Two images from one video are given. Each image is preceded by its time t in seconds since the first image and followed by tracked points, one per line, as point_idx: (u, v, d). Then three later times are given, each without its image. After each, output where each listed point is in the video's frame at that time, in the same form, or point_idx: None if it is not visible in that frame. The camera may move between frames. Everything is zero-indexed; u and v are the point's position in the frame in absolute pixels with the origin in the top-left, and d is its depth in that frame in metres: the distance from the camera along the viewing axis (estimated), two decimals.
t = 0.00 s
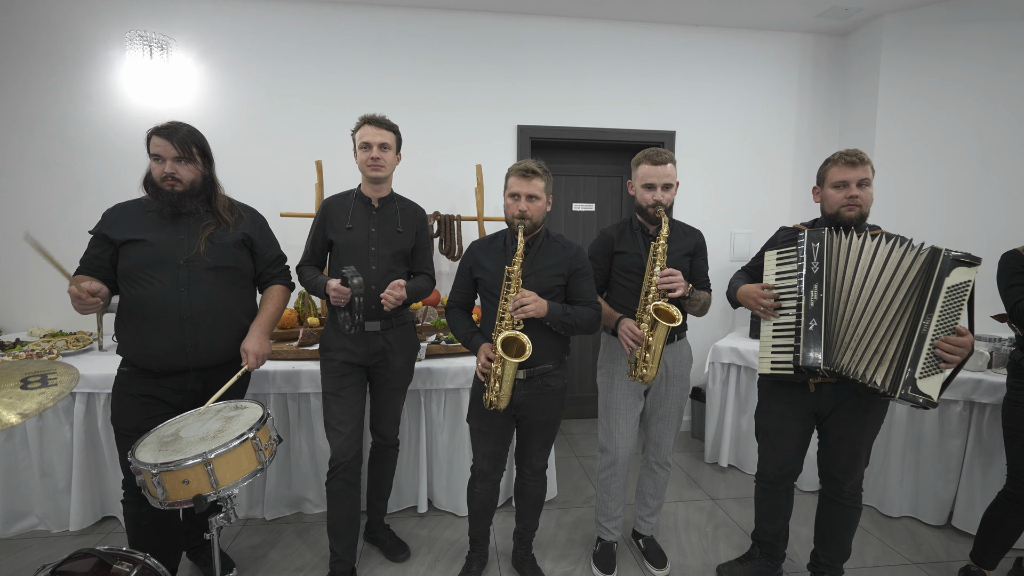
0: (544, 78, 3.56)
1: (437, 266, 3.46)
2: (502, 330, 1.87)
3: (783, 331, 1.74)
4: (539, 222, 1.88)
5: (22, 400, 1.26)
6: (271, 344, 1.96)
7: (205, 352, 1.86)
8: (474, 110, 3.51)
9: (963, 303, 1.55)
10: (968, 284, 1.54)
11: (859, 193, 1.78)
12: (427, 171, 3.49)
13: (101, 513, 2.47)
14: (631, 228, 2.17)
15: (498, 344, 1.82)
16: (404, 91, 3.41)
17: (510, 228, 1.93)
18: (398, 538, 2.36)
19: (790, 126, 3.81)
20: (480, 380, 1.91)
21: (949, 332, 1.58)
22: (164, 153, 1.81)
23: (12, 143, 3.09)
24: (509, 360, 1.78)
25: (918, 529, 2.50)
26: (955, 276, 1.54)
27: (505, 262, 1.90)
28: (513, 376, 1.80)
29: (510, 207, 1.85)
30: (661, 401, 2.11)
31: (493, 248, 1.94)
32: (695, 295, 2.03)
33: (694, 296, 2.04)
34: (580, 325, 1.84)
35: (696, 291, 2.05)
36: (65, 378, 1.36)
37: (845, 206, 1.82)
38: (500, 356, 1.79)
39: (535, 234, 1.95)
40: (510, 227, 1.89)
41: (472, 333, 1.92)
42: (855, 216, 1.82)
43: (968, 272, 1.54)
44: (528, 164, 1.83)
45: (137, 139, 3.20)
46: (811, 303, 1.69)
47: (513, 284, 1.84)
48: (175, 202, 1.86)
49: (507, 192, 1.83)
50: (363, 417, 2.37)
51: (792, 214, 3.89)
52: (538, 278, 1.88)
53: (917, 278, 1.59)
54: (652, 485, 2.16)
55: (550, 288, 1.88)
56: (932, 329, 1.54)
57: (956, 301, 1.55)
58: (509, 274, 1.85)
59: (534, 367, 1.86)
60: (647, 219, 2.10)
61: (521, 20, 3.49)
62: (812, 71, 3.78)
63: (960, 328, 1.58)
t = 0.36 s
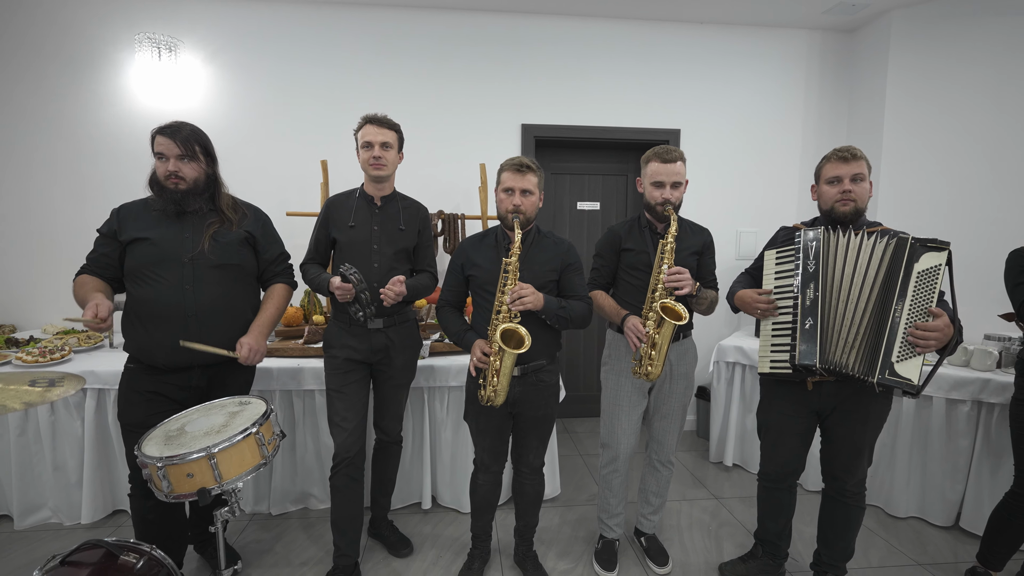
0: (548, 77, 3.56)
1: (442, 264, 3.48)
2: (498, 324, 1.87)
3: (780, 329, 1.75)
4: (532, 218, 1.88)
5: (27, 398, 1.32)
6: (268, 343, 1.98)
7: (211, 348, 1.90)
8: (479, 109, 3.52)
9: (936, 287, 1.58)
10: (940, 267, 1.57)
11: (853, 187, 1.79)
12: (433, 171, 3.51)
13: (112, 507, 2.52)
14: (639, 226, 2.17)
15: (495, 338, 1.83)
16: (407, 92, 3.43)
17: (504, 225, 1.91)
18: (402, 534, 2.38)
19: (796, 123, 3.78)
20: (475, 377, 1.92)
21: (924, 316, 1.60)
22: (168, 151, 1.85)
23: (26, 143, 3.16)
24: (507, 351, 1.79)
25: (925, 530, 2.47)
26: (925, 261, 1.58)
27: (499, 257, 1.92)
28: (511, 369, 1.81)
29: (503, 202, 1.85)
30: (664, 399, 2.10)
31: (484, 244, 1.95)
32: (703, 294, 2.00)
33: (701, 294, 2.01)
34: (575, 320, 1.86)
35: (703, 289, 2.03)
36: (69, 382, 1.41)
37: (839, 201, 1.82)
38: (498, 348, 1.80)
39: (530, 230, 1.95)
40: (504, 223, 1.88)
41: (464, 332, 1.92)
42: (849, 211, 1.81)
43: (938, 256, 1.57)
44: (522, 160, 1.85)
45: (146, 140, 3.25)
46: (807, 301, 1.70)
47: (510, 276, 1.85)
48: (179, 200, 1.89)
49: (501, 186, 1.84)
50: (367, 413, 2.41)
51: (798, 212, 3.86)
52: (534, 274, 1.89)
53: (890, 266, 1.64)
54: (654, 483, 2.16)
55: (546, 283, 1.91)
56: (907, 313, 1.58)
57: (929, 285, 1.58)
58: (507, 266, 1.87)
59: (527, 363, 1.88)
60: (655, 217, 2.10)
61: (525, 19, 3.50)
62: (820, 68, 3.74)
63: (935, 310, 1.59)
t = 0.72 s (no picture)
0: (555, 75, 3.55)
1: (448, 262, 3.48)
2: (490, 319, 1.86)
3: (783, 329, 1.77)
4: (525, 214, 1.87)
5: (42, 385, 1.31)
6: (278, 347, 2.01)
7: (215, 345, 1.92)
8: (485, 107, 3.52)
9: (923, 278, 1.57)
10: (927, 258, 1.57)
11: (853, 184, 1.77)
12: (440, 169, 3.52)
13: (122, 500, 2.56)
14: (644, 224, 2.15)
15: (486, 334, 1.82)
16: (414, 91, 3.44)
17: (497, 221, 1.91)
18: (406, 530, 2.39)
19: (807, 121, 3.74)
20: (468, 374, 1.91)
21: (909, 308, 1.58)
22: (175, 150, 1.86)
23: (41, 142, 3.22)
24: (499, 347, 1.78)
25: (936, 533, 2.43)
26: (910, 251, 1.60)
27: (492, 254, 1.91)
28: (503, 365, 1.80)
29: (497, 198, 1.84)
30: (668, 399, 2.08)
31: (478, 241, 1.95)
32: (707, 291, 1.99)
33: (705, 292, 2.00)
34: (568, 316, 1.85)
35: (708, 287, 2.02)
36: (79, 363, 1.40)
37: (838, 199, 1.81)
38: (489, 343, 1.80)
39: (524, 228, 1.94)
40: (498, 219, 1.88)
41: (458, 330, 1.91)
42: (849, 208, 1.80)
43: (924, 247, 1.58)
44: (517, 156, 1.83)
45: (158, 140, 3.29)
46: (807, 300, 1.72)
47: (501, 272, 1.84)
48: (186, 198, 1.91)
49: (495, 183, 1.83)
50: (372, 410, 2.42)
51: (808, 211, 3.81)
52: (528, 271, 1.88)
53: (877, 259, 1.66)
54: (658, 482, 2.15)
55: (539, 280, 1.89)
56: (892, 305, 1.59)
57: (916, 276, 1.58)
58: (498, 263, 1.86)
59: (521, 362, 1.87)
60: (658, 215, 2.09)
61: (532, 17, 3.49)
62: (831, 64, 3.69)
63: (921, 301, 1.57)
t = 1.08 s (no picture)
0: (560, 77, 3.56)
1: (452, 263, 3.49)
2: (485, 317, 1.86)
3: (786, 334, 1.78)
4: (523, 215, 1.87)
5: (51, 384, 1.25)
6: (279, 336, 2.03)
7: (218, 345, 1.93)
8: (491, 109, 3.53)
9: (906, 277, 1.60)
10: (910, 257, 1.60)
11: (855, 187, 1.77)
12: (445, 171, 3.54)
13: (130, 498, 2.59)
14: (642, 227, 2.13)
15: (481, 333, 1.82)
16: (420, 93, 3.46)
17: (494, 222, 1.92)
18: (410, 530, 2.40)
19: (813, 122, 3.72)
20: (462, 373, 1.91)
21: (893, 308, 1.60)
22: (184, 154, 1.88)
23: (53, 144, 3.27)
24: (493, 344, 1.77)
25: (944, 538, 2.41)
26: (894, 251, 1.62)
27: (488, 254, 1.91)
28: (496, 363, 1.80)
29: (494, 199, 1.85)
30: (670, 402, 2.06)
31: (474, 243, 1.94)
32: (706, 292, 1.99)
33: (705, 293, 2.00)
34: (564, 319, 1.85)
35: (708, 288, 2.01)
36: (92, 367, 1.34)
37: (842, 202, 1.80)
38: (485, 341, 1.79)
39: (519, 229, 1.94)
40: (495, 220, 1.89)
41: (454, 330, 1.91)
42: (853, 212, 1.79)
43: (908, 246, 1.60)
44: (513, 158, 1.84)
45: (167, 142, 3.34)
46: (810, 305, 1.73)
47: (499, 271, 1.85)
48: (195, 201, 1.94)
49: (492, 184, 1.83)
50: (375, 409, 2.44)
51: (814, 213, 3.79)
52: (526, 272, 1.90)
53: (863, 259, 1.69)
54: (661, 486, 2.14)
55: (536, 280, 1.91)
56: (875, 305, 1.62)
57: (899, 275, 1.60)
58: (496, 260, 1.87)
59: (517, 363, 1.87)
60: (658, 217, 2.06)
61: (537, 20, 3.50)
62: (838, 65, 3.67)
63: (904, 301, 1.58)
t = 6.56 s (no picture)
0: (581, 83, 3.65)
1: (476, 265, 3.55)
2: (559, 326, 1.95)
3: (812, 334, 1.97)
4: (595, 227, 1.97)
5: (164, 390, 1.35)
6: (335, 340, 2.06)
7: (280, 346, 1.96)
8: (513, 114, 3.60)
9: (909, 275, 1.80)
10: (909, 258, 1.80)
11: (869, 197, 1.94)
12: (468, 174, 3.59)
13: (167, 502, 2.58)
14: (685, 227, 2.23)
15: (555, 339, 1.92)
16: (445, 97, 3.50)
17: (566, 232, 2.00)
18: (455, 527, 2.46)
19: (819, 130, 3.90)
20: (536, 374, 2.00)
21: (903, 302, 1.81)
22: (253, 154, 1.93)
23: (71, 144, 3.20)
24: (569, 353, 1.87)
25: (952, 521, 2.59)
26: (894, 255, 1.83)
27: (561, 262, 2.00)
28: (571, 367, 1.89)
29: (567, 210, 1.94)
30: (722, 405, 2.10)
31: (547, 249, 2.05)
32: (760, 287, 1.98)
33: (757, 287, 1.99)
34: (628, 325, 1.95)
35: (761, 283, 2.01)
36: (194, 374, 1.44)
37: (859, 210, 1.96)
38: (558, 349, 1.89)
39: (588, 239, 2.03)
40: (567, 231, 1.97)
41: (529, 330, 2.01)
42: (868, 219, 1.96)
43: (905, 249, 1.81)
44: (586, 171, 1.93)
45: (190, 143, 3.30)
46: (836, 308, 1.90)
47: (571, 283, 1.93)
48: (258, 202, 1.95)
49: (567, 197, 1.93)
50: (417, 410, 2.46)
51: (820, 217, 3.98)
52: (594, 278, 1.99)
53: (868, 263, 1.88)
54: (715, 490, 2.15)
55: (602, 287, 2.00)
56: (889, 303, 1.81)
57: (903, 275, 1.81)
58: (568, 272, 1.95)
59: (587, 360, 1.96)
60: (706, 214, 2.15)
61: (559, 27, 3.58)
62: (842, 77, 3.85)
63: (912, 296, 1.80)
